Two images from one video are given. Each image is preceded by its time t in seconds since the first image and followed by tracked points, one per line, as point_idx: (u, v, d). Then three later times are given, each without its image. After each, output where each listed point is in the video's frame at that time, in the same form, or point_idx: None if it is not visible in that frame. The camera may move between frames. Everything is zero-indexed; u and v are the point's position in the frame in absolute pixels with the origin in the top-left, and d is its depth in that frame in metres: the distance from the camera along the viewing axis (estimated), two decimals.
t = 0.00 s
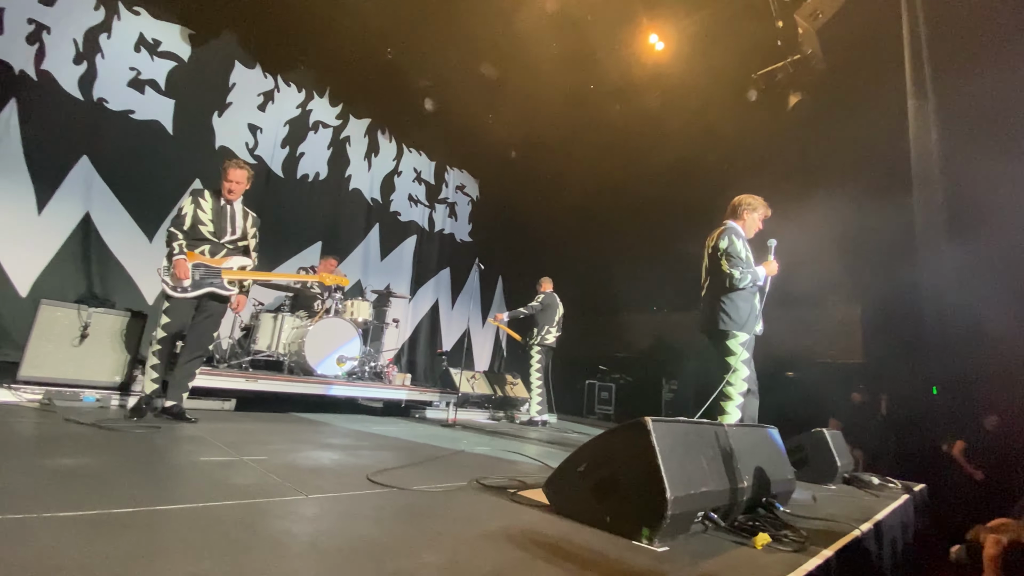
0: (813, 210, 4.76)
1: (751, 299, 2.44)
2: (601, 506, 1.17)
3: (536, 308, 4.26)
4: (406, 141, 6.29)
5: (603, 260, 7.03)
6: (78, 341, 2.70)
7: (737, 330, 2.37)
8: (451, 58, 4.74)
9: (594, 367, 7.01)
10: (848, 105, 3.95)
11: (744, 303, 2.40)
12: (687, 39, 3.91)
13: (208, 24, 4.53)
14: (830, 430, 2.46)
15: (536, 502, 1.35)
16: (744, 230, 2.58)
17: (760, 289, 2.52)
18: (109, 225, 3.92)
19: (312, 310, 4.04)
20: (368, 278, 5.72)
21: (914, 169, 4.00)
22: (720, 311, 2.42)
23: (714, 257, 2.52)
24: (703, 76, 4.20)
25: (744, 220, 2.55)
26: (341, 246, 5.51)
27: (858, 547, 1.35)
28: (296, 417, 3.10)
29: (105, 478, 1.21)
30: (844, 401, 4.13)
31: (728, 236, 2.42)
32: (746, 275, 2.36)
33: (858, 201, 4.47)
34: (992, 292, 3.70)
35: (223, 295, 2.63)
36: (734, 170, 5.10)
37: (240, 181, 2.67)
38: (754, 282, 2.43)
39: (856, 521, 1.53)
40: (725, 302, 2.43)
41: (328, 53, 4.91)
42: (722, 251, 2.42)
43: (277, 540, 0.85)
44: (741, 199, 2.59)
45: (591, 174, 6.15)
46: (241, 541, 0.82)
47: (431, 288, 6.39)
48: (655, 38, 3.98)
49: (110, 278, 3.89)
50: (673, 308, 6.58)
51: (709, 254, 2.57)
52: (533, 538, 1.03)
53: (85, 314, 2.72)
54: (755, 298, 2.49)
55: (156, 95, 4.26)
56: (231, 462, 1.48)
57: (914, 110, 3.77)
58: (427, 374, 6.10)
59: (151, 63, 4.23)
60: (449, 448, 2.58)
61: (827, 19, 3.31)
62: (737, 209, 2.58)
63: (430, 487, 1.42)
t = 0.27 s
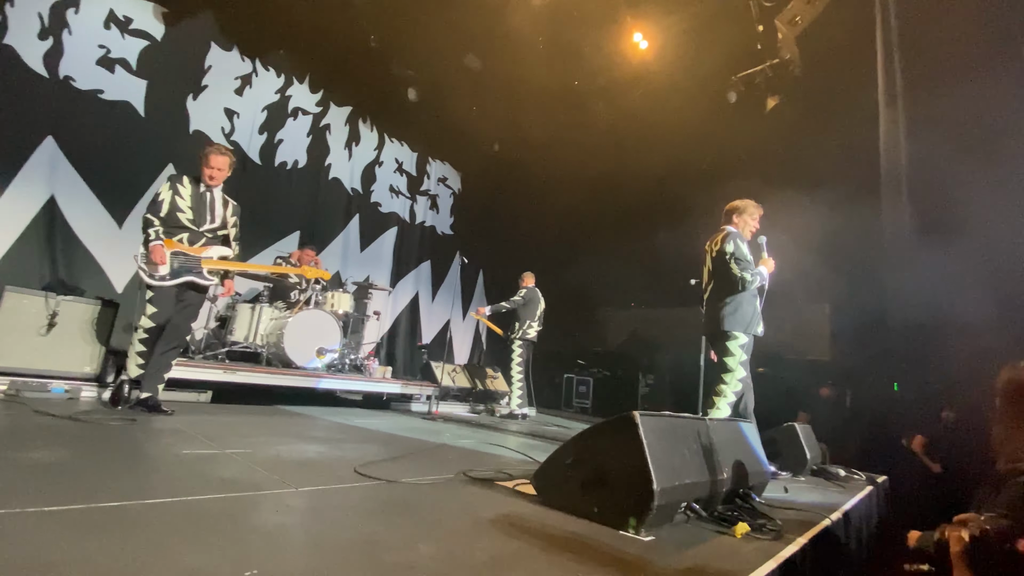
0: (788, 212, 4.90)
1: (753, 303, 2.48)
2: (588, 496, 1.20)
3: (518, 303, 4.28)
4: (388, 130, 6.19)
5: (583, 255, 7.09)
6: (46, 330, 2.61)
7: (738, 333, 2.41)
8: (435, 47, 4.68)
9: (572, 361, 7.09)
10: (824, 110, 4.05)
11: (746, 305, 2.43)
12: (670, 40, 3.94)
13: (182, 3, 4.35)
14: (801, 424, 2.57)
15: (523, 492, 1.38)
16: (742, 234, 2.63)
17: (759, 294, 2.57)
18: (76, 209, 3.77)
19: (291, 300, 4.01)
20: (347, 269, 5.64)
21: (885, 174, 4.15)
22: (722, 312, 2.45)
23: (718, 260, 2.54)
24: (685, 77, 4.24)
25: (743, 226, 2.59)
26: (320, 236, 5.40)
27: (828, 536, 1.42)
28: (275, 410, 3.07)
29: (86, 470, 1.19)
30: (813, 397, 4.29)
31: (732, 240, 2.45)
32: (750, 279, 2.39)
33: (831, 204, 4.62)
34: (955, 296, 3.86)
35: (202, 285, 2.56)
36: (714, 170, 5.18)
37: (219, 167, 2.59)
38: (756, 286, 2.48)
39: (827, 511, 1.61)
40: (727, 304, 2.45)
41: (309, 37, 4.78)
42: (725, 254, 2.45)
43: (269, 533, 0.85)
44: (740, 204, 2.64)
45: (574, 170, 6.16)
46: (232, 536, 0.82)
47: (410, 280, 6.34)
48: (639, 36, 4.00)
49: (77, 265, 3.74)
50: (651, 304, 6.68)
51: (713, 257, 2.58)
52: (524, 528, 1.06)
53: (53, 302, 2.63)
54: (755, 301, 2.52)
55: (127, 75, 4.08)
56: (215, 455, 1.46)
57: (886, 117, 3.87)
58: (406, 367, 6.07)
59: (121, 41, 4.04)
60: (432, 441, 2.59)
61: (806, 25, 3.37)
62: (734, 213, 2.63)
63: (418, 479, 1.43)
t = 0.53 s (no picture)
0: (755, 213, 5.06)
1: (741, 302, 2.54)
2: (567, 489, 1.24)
3: (493, 297, 4.30)
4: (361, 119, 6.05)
5: (557, 250, 7.15)
6: None
7: (728, 335, 2.49)
8: (412, 35, 4.60)
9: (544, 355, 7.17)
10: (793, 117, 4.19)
11: (735, 307, 2.51)
12: (647, 43, 3.98)
13: None
14: (764, 418, 2.69)
15: (503, 485, 1.41)
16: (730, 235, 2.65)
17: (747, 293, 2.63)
18: (26, 191, 3.55)
19: (258, 292, 4.00)
20: (317, 260, 5.52)
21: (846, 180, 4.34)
22: (711, 316, 2.53)
23: (705, 264, 2.59)
24: (661, 78, 4.29)
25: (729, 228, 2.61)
26: (290, 225, 5.26)
27: (789, 524, 1.51)
28: (243, 404, 3.00)
29: (49, 466, 1.14)
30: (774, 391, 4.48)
31: (716, 245, 2.46)
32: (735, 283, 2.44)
33: (796, 207, 4.79)
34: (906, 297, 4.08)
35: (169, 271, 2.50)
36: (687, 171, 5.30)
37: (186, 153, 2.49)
38: (743, 284, 2.54)
39: (787, 500, 1.70)
40: (717, 307, 2.52)
41: (281, 19, 4.61)
42: (710, 260, 2.49)
43: (249, 531, 0.85)
44: (726, 207, 2.65)
45: (550, 167, 6.17)
46: (210, 535, 0.81)
47: (383, 273, 6.26)
48: (616, 35, 4.04)
49: (27, 250, 3.54)
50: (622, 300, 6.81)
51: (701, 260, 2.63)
52: (504, 522, 1.09)
53: (5, 290, 2.52)
54: (745, 300, 2.59)
55: (85, 52, 3.85)
56: (186, 450, 1.42)
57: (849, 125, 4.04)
58: (377, 360, 6.01)
59: (78, 15, 3.79)
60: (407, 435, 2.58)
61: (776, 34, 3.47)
62: (721, 217, 2.66)
63: (398, 473, 1.44)
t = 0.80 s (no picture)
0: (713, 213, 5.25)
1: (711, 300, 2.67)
2: (534, 480, 1.28)
3: (458, 290, 4.30)
4: (322, 102, 5.82)
5: (521, 244, 7.18)
6: None
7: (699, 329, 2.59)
8: (378, 18, 4.47)
9: (507, 347, 7.22)
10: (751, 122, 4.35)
11: (705, 304, 2.63)
12: (617, 41, 4.01)
13: None
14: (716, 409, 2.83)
15: (471, 477, 1.44)
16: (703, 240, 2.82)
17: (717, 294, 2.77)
18: None
19: (210, 281, 3.89)
20: (273, 248, 5.32)
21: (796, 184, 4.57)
22: (683, 312, 2.64)
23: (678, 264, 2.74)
24: (628, 77, 4.33)
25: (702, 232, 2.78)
26: (245, 211, 5.04)
27: (738, 509, 1.61)
28: (196, 398, 2.88)
29: None
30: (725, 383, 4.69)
31: (688, 244, 2.64)
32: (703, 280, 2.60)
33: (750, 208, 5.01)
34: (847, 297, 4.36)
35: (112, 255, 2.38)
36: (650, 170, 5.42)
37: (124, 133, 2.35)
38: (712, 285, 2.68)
39: (736, 487, 1.81)
40: (689, 305, 2.64)
41: None
42: (681, 258, 2.64)
43: (215, 533, 0.83)
44: (700, 212, 2.84)
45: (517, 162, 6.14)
46: (175, 539, 0.79)
47: (343, 263, 6.11)
48: (584, 32, 4.04)
49: None
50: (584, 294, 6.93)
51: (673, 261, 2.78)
52: (474, 514, 1.12)
53: None
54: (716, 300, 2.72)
55: (19, 17, 3.44)
56: (139, 447, 1.36)
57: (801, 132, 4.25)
58: (337, 351, 5.88)
59: None
60: (371, 428, 2.56)
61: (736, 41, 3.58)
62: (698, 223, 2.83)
63: (365, 468, 1.44)
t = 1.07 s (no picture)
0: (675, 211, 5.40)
1: (686, 299, 2.78)
2: (501, 472, 1.30)
3: (425, 282, 4.27)
4: (283, 85, 5.55)
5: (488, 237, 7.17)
6: None
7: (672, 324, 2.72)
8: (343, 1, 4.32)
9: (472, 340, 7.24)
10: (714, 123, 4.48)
11: (679, 301, 2.76)
12: (586, 37, 4.03)
13: None
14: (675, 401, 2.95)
15: (438, 470, 1.45)
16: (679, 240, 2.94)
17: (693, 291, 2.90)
18: None
19: (162, 268, 3.73)
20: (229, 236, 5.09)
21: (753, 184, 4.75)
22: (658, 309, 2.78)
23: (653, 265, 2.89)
24: (597, 74, 4.37)
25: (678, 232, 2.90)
26: (199, 196, 4.80)
27: (693, 496, 1.69)
28: (148, 391, 2.76)
29: None
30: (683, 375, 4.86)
31: (661, 245, 2.80)
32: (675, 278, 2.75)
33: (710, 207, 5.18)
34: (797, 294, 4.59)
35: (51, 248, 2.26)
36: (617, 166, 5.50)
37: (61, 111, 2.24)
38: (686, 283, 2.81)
39: (692, 476, 1.90)
40: (664, 302, 2.77)
41: None
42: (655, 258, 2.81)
43: (177, 535, 0.82)
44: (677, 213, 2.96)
45: (486, 155, 6.10)
46: (136, 542, 0.77)
47: (304, 253, 5.93)
48: (554, 26, 4.02)
49: None
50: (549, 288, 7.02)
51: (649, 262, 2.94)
52: (442, 506, 1.13)
53: None
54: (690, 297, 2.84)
55: None
56: (89, 445, 1.30)
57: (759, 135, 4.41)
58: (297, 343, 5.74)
59: None
60: (334, 423, 2.51)
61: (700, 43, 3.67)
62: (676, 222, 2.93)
63: (331, 464, 1.43)
